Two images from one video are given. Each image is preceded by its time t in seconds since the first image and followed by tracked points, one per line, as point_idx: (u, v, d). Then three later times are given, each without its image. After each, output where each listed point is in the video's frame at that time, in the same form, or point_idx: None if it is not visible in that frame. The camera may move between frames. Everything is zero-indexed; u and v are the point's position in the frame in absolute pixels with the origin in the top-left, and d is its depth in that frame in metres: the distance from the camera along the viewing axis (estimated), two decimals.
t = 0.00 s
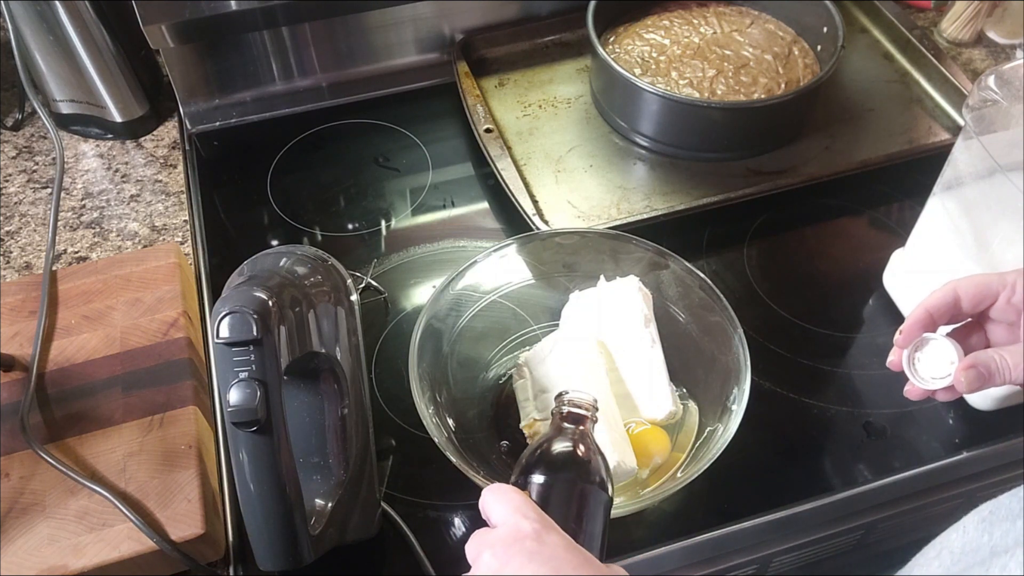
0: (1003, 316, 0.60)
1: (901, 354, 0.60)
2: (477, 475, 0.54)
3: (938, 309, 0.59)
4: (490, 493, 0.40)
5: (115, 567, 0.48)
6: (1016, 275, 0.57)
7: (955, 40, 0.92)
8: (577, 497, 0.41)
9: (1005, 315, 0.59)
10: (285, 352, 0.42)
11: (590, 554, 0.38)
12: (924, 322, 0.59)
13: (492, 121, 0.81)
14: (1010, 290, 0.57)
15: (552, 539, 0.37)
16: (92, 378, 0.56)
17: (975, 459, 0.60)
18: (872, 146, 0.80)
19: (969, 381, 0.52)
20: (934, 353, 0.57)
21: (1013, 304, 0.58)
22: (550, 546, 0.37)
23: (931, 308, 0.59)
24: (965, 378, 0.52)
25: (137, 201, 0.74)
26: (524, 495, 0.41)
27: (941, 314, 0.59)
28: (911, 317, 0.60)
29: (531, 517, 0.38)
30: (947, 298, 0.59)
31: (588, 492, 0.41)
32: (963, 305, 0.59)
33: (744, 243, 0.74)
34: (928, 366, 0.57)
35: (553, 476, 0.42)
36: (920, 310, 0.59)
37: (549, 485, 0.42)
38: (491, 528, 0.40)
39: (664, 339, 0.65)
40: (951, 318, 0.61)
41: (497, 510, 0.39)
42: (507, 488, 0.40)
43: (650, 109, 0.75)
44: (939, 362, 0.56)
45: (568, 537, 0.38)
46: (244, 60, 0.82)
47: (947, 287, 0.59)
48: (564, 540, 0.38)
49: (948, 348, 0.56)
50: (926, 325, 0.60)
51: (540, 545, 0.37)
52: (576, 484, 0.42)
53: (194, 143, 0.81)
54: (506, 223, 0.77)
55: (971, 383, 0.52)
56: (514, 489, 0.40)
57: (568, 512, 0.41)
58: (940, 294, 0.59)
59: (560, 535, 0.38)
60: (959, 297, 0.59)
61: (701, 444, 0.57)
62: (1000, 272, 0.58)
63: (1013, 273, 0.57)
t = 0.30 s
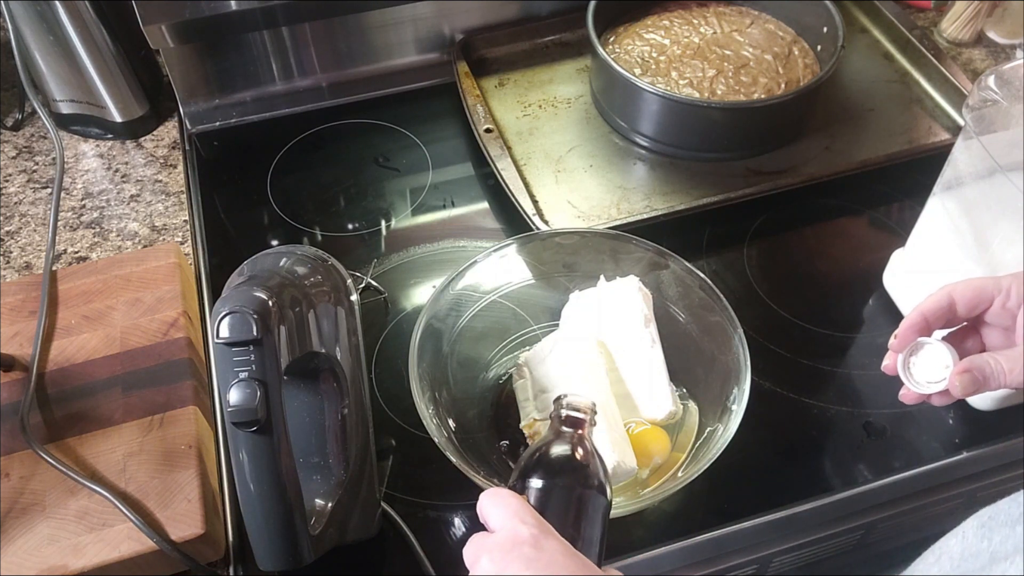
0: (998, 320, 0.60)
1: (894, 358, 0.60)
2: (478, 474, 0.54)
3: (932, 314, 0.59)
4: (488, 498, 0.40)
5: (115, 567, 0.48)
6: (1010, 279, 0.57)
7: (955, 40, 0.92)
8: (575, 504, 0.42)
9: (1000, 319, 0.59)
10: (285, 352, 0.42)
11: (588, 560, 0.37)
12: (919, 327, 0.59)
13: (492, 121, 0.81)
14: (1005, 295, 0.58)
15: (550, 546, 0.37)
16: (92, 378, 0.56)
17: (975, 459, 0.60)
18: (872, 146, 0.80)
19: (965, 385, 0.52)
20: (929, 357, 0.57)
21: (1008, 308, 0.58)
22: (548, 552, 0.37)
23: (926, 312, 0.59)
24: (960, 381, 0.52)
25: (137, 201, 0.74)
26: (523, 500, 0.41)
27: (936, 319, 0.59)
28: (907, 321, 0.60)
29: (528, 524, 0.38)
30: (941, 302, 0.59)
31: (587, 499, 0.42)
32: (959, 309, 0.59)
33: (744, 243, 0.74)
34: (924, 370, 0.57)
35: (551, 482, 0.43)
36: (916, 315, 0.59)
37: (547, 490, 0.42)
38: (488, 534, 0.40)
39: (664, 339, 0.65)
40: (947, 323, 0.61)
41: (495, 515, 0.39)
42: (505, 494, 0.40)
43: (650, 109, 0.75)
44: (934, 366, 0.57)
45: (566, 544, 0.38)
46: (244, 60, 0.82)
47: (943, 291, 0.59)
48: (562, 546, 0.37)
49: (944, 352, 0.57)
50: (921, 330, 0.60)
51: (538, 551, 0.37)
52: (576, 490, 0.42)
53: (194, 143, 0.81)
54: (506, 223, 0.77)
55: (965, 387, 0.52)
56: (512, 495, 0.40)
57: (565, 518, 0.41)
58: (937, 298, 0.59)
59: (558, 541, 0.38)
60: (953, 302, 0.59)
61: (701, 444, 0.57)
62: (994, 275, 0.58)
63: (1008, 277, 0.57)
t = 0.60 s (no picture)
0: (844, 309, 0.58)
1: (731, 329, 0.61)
2: (478, 475, 0.54)
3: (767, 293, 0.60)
4: (509, 461, 0.41)
5: (115, 567, 0.48)
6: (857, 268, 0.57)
7: (955, 40, 0.92)
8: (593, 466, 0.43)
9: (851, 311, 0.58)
10: (285, 352, 0.42)
11: (607, 536, 0.38)
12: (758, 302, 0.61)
13: (492, 121, 0.81)
14: (849, 283, 0.57)
15: (565, 530, 0.37)
16: (92, 378, 0.56)
17: (975, 459, 0.60)
18: (872, 146, 0.80)
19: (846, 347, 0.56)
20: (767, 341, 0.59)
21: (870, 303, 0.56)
22: (563, 540, 0.37)
23: (788, 285, 0.60)
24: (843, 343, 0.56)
25: (137, 201, 0.74)
26: (542, 463, 0.41)
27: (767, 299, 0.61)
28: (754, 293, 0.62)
29: (543, 505, 0.38)
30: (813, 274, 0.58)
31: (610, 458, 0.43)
32: (803, 293, 0.60)
33: (744, 243, 0.74)
34: (767, 350, 0.58)
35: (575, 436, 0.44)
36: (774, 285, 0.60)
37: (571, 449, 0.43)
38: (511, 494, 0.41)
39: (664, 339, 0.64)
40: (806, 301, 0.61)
41: (516, 485, 0.40)
42: (523, 463, 0.40)
43: (650, 109, 0.75)
44: (777, 347, 0.58)
45: (583, 522, 0.38)
46: (244, 60, 0.82)
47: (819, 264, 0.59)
48: (578, 526, 0.38)
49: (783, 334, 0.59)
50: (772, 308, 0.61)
51: (553, 538, 0.37)
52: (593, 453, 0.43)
53: (194, 143, 0.81)
54: (506, 223, 0.77)
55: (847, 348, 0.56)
56: (530, 463, 0.40)
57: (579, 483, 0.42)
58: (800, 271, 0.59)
59: (576, 519, 0.38)
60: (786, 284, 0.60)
61: (701, 444, 0.57)
62: (841, 267, 0.58)
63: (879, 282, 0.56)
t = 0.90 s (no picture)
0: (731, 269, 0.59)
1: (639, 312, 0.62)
2: (478, 475, 0.53)
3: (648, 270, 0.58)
4: (557, 446, 0.41)
5: (115, 567, 0.48)
6: (736, 227, 0.55)
7: (955, 40, 0.92)
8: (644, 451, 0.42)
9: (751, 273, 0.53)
10: (285, 352, 0.42)
11: (651, 528, 0.39)
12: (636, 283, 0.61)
13: (492, 121, 0.81)
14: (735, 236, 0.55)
15: (611, 522, 0.38)
16: (92, 378, 0.56)
17: (976, 459, 0.60)
18: (872, 146, 0.80)
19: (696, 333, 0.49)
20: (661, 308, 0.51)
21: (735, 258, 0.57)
22: (608, 533, 0.38)
23: (663, 263, 0.58)
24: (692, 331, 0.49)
25: (137, 201, 0.74)
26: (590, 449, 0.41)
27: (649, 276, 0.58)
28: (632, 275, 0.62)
29: (590, 494, 0.39)
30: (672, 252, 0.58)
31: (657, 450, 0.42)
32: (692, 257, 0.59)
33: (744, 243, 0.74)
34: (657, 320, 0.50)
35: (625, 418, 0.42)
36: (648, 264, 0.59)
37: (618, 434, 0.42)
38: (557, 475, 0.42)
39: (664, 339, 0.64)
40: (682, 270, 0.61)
41: (563, 471, 0.40)
42: (570, 448, 0.41)
43: (650, 109, 0.75)
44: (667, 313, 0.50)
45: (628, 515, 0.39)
46: (244, 60, 0.82)
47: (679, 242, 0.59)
48: (623, 519, 0.38)
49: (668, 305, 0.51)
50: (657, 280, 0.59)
51: (598, 530, 0.38)
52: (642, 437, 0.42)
53: (194, 143, 0.81)
54: (506, 223, 0.77)
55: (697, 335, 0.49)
56: (576, 447, 0.41)
57: (624, 465, 0.43)
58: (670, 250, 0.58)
59: (620, 511, 0.39)
60: (658, 265, 0.58)
61: (701, 444, 0.57)
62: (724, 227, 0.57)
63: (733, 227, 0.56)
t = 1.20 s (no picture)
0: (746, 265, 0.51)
1: (659, 337, 0.45)
2: (478, 475, 0.54)
3: (738, 261, 0.45)
4: (579, 485, 0.42)
5: (115, 567, 0.48)
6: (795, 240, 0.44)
7: (955, 40, 0.92)
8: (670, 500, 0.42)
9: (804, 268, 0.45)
10: (285, 352, 0.42)
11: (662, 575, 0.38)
12: (704, 285, 0.45)
13: (492, 121, 0.81)
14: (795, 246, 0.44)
15: (620, 566, 0.37)
16: (92, 378, 0.56)
17: (976, 459, 0.60)
18: (872, 146, 0.80)
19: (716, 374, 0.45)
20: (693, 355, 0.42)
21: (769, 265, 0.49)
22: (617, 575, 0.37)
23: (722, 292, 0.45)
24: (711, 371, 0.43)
25: (137, 201, 0.74)
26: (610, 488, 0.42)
27: (745, 270, 0.44)
28: (713, 278, 0.45)
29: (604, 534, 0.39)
30: (726, 247, 0.47)
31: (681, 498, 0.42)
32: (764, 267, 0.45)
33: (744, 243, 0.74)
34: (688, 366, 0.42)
35: (652, 462, 0.42)
36: (730, 257, 0.45)
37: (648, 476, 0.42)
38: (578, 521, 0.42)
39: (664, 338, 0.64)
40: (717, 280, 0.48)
41: (584, 510, 0.40)
42: (589, 485, 0.41)
43: (650, 109, 0.75)
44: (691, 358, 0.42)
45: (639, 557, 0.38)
46: (244, 60, 0.82)
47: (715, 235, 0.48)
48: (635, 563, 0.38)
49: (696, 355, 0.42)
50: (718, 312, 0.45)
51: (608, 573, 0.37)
52: (669, 484, 0.42)
53: (194, 143, 0.81)
54: (506, 223, 0.77)
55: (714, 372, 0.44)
56: (594, 484, 0.41)
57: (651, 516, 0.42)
58: (762, 234, 0.45)
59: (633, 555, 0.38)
60: (759, 252, 0.44)
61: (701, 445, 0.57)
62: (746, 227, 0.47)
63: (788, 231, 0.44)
